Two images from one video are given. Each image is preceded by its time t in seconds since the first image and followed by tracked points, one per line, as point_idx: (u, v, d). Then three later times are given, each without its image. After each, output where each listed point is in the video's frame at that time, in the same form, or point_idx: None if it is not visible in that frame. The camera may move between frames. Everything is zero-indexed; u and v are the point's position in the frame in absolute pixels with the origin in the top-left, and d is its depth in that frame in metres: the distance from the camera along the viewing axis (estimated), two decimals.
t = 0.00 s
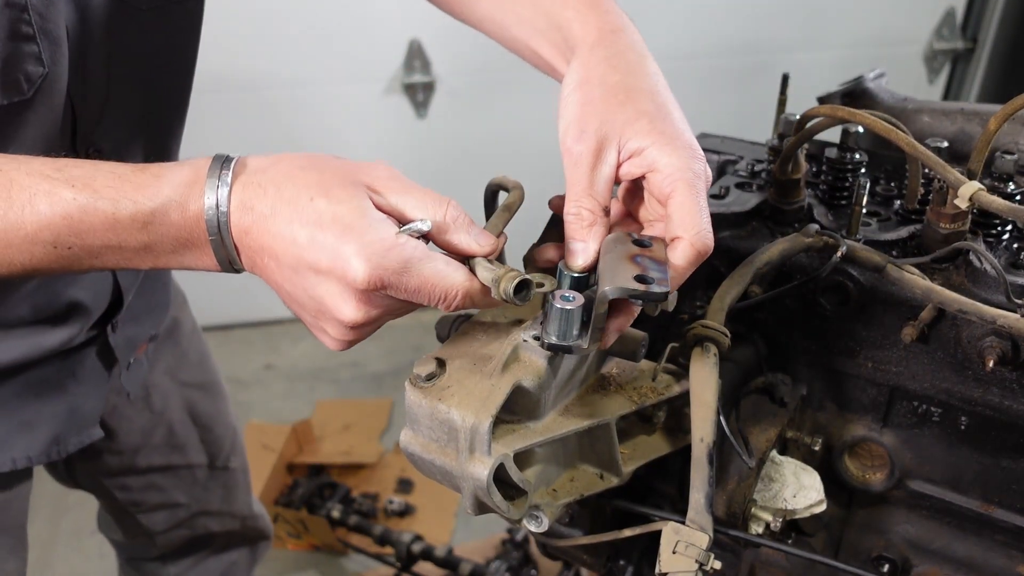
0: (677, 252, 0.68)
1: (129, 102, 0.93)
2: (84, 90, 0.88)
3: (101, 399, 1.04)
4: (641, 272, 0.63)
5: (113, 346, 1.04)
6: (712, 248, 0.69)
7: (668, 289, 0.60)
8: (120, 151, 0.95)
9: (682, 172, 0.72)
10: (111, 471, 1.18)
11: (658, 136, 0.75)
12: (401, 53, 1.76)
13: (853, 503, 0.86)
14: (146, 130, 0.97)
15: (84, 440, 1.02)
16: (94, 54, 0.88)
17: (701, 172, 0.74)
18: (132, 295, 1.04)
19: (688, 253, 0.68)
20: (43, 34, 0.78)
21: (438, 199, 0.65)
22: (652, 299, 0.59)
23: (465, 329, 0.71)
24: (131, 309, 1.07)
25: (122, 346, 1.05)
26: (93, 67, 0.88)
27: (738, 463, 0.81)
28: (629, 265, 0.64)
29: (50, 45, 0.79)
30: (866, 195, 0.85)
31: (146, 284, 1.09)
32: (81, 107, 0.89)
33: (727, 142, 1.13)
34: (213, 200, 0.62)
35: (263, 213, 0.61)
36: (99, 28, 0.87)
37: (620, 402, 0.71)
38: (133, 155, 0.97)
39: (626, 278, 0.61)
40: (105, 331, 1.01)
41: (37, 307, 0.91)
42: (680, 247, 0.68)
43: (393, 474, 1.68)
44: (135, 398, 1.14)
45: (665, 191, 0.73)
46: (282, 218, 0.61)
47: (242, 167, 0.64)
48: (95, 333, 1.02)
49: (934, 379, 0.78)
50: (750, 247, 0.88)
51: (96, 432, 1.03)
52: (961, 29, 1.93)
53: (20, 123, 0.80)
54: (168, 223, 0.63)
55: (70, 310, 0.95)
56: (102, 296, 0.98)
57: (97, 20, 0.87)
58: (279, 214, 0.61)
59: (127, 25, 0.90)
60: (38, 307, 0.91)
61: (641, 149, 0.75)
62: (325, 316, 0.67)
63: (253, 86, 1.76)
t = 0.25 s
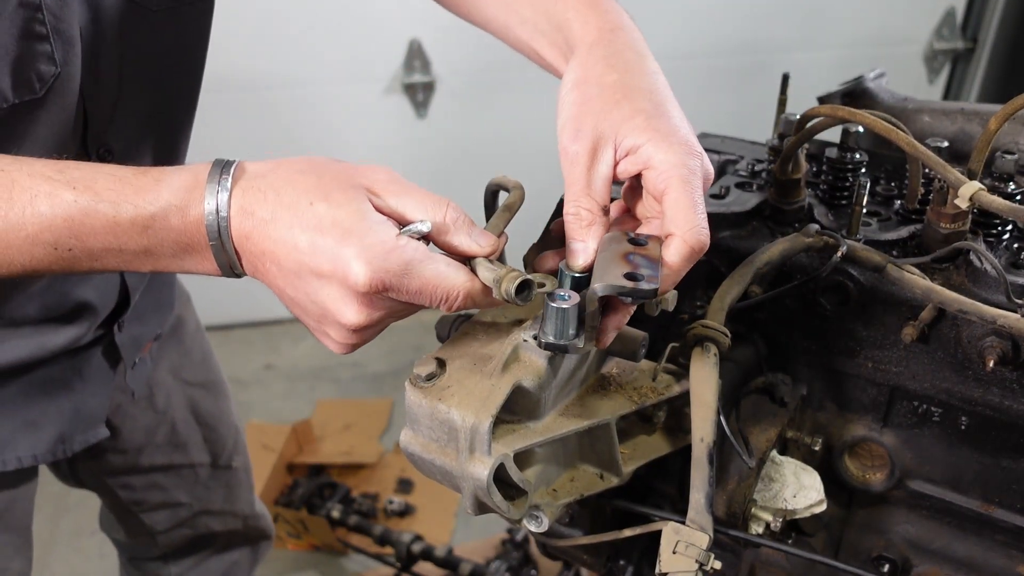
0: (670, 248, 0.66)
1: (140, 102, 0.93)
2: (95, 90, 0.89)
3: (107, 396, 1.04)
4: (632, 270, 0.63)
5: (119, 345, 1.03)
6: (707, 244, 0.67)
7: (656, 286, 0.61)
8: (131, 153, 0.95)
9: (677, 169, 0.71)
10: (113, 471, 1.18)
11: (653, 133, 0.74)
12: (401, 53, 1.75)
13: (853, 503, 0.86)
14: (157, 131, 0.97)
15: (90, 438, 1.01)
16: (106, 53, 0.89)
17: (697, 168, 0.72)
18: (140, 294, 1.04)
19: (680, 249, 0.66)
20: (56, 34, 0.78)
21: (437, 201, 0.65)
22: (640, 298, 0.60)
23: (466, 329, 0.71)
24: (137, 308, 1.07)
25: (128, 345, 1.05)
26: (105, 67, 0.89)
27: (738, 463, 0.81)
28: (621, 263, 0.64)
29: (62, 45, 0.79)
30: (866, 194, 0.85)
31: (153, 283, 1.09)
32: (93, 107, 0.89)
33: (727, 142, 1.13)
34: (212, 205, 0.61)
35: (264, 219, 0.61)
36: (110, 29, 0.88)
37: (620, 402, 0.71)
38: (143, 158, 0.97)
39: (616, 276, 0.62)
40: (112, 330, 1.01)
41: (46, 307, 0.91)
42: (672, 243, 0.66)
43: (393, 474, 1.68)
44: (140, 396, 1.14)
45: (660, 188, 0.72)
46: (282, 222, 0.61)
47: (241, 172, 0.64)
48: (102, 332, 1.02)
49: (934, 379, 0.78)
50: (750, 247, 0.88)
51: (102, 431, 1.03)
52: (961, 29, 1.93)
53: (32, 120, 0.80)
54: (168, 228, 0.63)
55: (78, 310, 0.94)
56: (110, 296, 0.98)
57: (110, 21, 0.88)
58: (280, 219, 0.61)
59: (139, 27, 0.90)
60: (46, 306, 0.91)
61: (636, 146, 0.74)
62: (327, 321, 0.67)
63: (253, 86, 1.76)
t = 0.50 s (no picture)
0: (651, 256, 0.63)
1: (145, 104, 0.93)
2: (99, 91, 0.89)
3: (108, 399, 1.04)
4: (600, 274, 0.62)
5: (121, 348, 1.04)
6: (689, 254, 0.65)
7: (616, 292, 0.59)
8: (136, 155, 0.95)
9: (666, 174, 0.69)
10: (114, 472, 1.18)
11: (648, 135, 0.73)
12: (401, 53, 1.76)
13: (854, 503, 0.86)
14: (161, 132, 0.97)
15: (91, 440, 1.01)
16: (113, 54, 0.89)
17: (688, 174, 0.70)
18: (142, 297, 1.04)
19: (660, 257, 0.63)
20: (60, 35, 0.78)
21: (436, 204, 0.65)
22: (598, 301, 0.59)
23: (466, 330, 0.71)
24: (139, 311, 1.07)
25: (130, 347, 1.05)
26: (109, 69, 0.89)
27: (738, 463, 0.81)
28: (594, 266, 0.63)
29: (66, 47, 0.79)
30: (866, 195, 0.85)
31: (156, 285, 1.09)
32: (97, 107, 0.90)
33: (727, 142, 1.13)
34: (210, 207, 0.62)
35: (262, 220, 0.61)
36: (115, 30, 0.89)
37: (620, 402, 0.71)
38: (148, 160, 0.97)
39: (580, 277, 0.61)
40: (114, 332, 1.01)
41: (48, 309, 0.91)
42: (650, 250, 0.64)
43: (393, 474, 1.68)
44: (140, 397, 1.14)
45: (648, 194, 0.70)
46: (281, 224, 0.61)
47: (240, 174, 0.64)
48: (105, 335, 1.02)
49: (934, 379, 0.78)
50: (750, 247, 0.88)
51: (103, 432, 1.03)
52: (961, 29, 1.93)
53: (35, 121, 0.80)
54: (166, 229, 0.63)
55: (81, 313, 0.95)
56: (112, 298, 0.98)
57: (114, 23, 0.88)
58: (278, 221, 0.61)
59: (144, 29, 0.91)
60: (48, 309, 0.91)
61: (631, 148, 0.73)
62: (326, 323, 0.67)
63: (254, 87, 1.76)
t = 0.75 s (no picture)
0: (648, 256, 0.63)
1: (146, 105, 0.94)
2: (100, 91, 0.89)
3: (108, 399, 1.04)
4: (595, 273, 0.61)
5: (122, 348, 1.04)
6: (689, 255, 0.65)
7: (611, 290, 0.58)
8: (136, 157, 0.95)
9: (668, 175, 0.69)
10: (115, 472, 1.18)
11: (652, 137, 0.73)
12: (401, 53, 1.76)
13: (853, 503, 0.86)
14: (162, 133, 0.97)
15: (91, 440, 1.01)
16: (114, 55, 0.89)
17: (691, 176, 0.70)
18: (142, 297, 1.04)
19: (659, 257, 0.63)
20: (55, 35, 0.78)
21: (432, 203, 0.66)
22: (592, 301, 0.58)
23: (466, 330, 0.71)
24: (140, 311, 1.07)
25: (131, 348, 1.05)
26: (115, 70, 0.90)
27: (738, 463, 0.81)
28: (591, 265, 0.63)
29: (61, 47, 0.79)
30: (865, 195, 0.85)
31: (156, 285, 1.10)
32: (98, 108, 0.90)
33: (727, 142, 1.13)
34: (204, 208, 0.62)
35: (258, 221, 0.62)
36: (117, 30, 0.89)
37: (620, 402, 0.71)
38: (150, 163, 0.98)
39: (577, 275, 0.61)
40: (115, 332, 1.02)
41: (49, 310, 0.91)
42: (649, 250, 0.64)
43: (393, 474, 1.68)
44: (141, 398, 1.14)
45: (650, 195, 0.70)
46: (279, 225, 0.61)
47: (235, 175, 0.64)
48: (105, 335, 1.02)
49: (934, 380, 0.78)
50: (750, 247, 0.88)
51: (103, 432, 1.03)
52: (961, 29, 1.93)
53: (31, 122, 0.80)
54: (158, 229, 0.63)
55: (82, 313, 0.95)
56: (112, 299, 0.98)
57: (116, 23, 0.88)
58: (275, 222, 0.61)
59: (145, 30, 0.91)
60: (49, 309, 0.91)
61: (635, 149, 0.73)
62: (324, 322, 0.67)
63: (254, 87, 1.76)
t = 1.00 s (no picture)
0: (646, 254, 0.63)
1: (144, 105, 0.94)
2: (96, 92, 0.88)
3: (105, 401, 1.04)
4: (592, 273, 0.61)
5: (119, 351, 1.04)
6: (688, 255, 0.65)
7: (608, 290, 0.58)
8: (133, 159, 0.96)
9: (668, 176, 0.69)
10: (115, 473, 1.18)
11: (652, 137, 0.73)
12: (400, 53, 1.76)
13: (853, 503, 0.86)
14: (157, 133, 0.98)
15: (88, 441, 1.01)
16: (109, 57, 0.89)
17: (690, 176, 0.70)
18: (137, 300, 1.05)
19: (657, 256, 0.63)
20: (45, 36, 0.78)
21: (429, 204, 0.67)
22: (590, 300, 0.58)
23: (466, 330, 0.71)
24: (137, 313, 1.07)
25: (128, 350, 1.05)
26: (110, 74, 0.89)
27: (738, 463, 0.81)
28: (588, 264, 0.62)
29: (52, 49, 0.79)
30: (865, 195, 0.85)
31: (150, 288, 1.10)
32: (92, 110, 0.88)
33: (727, 142, 1.13)
34: (198, 199, 0.61)
35: (256, 209, 0.62)
36: (113, 32, 0.89)
37: (620, 402, 0.71)
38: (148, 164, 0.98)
39: (574, 275, 0.60)
40: (113, 335, 1.02)
41: (45, 313, 0.91)
42: (648, 249, 0.64)
43: (393, 474, 1.68)
44: (138, 400, 1.14)
45: (649, 195, 0.70)
46: (277, 213, 0.61)
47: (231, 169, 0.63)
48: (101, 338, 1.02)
49: (934, 380, 0.78)
50: (750, 247, 0.88)
51: (100, 433, 1.03)
52: (961, 29, 1.93)
53: (23, 126, 0.79)
54: (147, 220, 0.62)
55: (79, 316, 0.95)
56: (109, 303, 0.99)
57: (112, 25, 0.88)
58: (274, 211, 0.61)
59: (140, 32, 0.91)
60: (44, 313, 0.91)
61: (635, 149, 0.73)
62: (317, 314, 0.66)
63: (252, 86, 1.76)
